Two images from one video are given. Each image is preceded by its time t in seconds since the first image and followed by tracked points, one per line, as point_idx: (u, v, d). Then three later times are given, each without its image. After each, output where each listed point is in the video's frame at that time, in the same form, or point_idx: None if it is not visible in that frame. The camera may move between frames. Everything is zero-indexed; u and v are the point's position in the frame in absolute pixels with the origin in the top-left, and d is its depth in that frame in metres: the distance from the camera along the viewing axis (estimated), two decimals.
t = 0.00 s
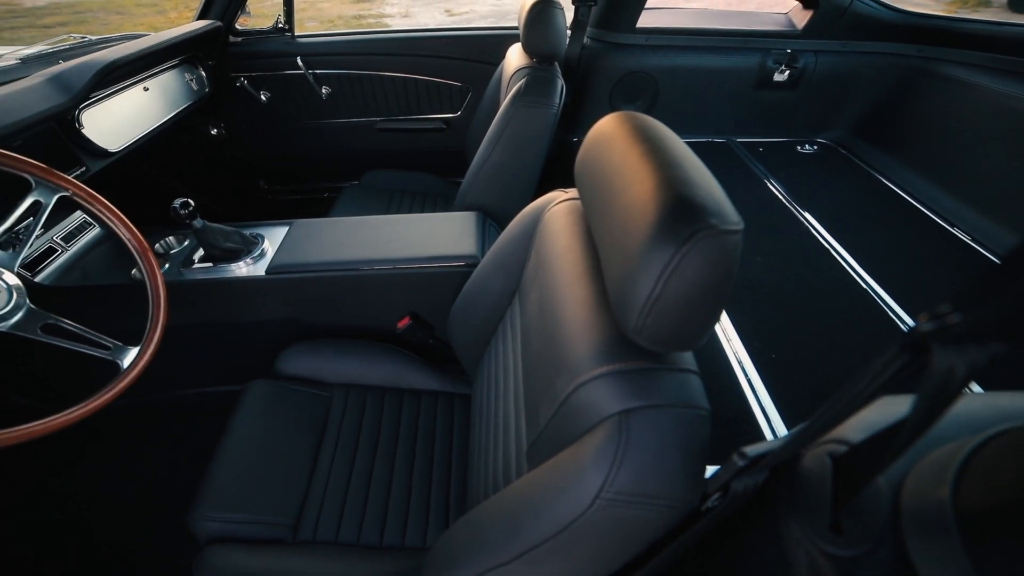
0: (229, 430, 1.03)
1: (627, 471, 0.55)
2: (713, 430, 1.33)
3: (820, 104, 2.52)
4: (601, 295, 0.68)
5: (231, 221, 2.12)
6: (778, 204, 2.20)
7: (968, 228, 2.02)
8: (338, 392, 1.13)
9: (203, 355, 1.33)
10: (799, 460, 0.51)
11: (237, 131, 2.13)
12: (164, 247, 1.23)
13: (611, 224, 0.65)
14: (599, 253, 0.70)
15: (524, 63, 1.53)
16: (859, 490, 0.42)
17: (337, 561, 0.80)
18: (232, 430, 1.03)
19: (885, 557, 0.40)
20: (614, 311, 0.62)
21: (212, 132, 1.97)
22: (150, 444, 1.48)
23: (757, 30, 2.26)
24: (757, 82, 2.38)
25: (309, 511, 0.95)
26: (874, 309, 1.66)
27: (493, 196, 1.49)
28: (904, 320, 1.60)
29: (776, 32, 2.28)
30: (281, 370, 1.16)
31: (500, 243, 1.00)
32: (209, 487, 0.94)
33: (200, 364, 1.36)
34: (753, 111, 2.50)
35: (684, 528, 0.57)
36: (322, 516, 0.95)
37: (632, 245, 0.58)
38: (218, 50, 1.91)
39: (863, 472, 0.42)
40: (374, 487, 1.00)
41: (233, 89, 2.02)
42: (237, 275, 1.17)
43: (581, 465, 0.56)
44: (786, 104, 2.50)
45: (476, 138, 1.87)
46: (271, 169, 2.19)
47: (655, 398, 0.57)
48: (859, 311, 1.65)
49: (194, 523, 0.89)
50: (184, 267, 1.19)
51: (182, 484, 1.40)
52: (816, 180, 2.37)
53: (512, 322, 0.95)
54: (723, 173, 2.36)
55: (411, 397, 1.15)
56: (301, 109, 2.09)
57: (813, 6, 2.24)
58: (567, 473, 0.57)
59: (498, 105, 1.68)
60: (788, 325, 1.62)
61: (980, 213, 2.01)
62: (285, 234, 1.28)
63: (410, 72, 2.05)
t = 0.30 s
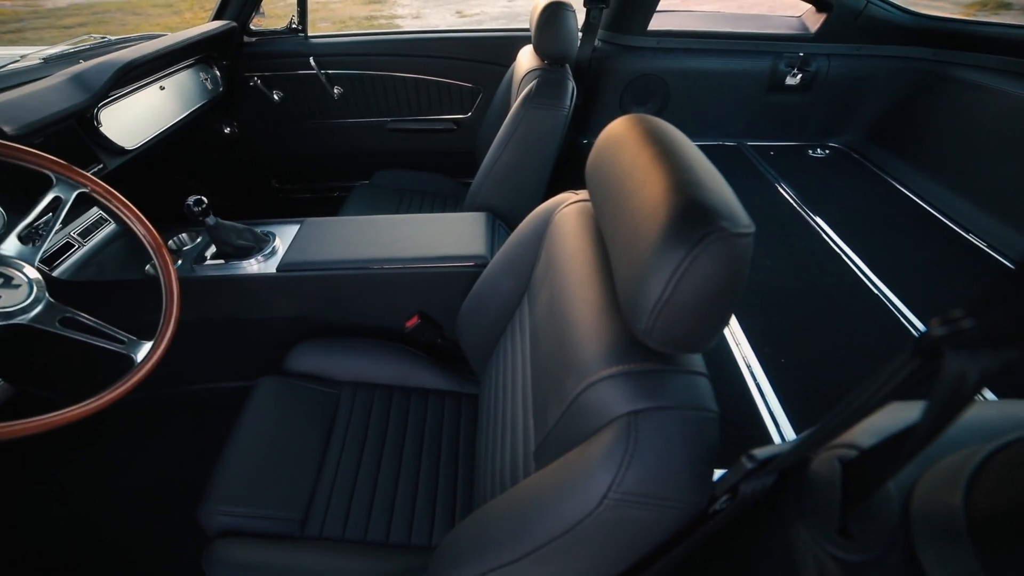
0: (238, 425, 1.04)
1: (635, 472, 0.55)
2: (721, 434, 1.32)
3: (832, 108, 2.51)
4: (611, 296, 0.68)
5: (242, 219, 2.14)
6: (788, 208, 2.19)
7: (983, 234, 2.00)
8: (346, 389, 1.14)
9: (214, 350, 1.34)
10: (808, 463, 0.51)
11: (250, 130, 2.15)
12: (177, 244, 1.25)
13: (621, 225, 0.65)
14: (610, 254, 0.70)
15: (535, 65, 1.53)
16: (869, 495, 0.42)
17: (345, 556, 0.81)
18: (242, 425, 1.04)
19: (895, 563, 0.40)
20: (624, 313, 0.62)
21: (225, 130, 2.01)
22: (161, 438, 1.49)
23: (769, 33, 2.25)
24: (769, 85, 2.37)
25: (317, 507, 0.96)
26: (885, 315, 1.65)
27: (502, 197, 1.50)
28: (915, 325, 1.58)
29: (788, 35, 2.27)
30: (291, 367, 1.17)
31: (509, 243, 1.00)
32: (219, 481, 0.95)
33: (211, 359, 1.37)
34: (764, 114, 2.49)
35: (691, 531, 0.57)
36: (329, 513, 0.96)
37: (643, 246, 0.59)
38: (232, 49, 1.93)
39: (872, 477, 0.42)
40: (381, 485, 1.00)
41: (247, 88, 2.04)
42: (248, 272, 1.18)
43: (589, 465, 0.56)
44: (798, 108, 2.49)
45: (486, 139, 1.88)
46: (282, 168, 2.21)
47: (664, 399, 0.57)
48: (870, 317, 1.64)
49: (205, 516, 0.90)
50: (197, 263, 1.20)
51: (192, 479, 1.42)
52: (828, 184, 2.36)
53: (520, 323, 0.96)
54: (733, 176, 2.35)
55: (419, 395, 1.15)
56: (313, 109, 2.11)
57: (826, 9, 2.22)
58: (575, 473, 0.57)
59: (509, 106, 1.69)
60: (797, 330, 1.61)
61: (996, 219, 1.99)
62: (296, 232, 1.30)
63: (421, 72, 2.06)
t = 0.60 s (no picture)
0: (247, 421, 1.05)
1: (643, 472, 0.54)
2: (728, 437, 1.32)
3: (844, 113, 2.49)
4: (621, 297, 0.68)
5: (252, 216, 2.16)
6: (798, 212, 2.18)
7: (998, 241, 1.97)
8: (353, 386, 1.15)
9: (224, 346, 1.36)
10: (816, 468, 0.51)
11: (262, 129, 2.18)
12: (190, 240, 1.26)
13: (632, 227, 0.65)
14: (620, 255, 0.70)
15: (546, 66, 1.54)
16: (878, 501, 0.42)
17: (352, 552, 0.82)
18: (251, 420, 1.05)
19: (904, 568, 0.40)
20: (634, 314, 0.62)
21: (237, 129, 2.06)
22: (170, 432, 1.51)
23: (782, 37, 2.24)
24: (781, 89, 2.36)
25: (323, 504, 0.96)
26: (896, 321, 1.63)
27: (512, 198, 1.50)
28: (925, 331, 1.57)
29: (801, 39, 2.25)
30: (299, 364, 1.17)
31: (518, 244, 1.00)
32: (228, 475, 0.96)
33: (221, 355, 1.38)
34: (775, 118, 2.48)
35: (698, 533, 0.57)
36: (335, 509, 0.96)
37: (654, 248, 0.59)
38: (246, 49, 1.96)
39: (882, 482, 0.42)
40: (387, 482, 1.01)
41: (259, 87, 2.07)
42: (258, 269, 1.19)
43: (597, 465, 0.56)
44: (810, 112, 2.47)
45: (496, 140, 1.88)
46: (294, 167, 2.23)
47: (673, 401, 0.57)
48: (881, 323, 1.63)
49: (213, 509, 0.91)
50: (208, 260, 1.22)
51: (199, 473, 1.43)
52: (839, 189, 2.34)
53: (528, 323, 0.96)
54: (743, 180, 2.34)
55: (426, 394, 1.15)
56: (324, 108, 2.13)
57: (840, 13, 2.20)
58: (583, 473, 0.57)
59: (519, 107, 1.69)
60: (806, 335, 1.60)
61: (1012, 225, 1.96)
62: (306, 230, 1.31)
63: (432, 73, 2.07)
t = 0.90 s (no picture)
0: (256, 417, 1.06)
1: (651, 473, 0.54)
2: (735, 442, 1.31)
3: (857, 118, 2.47)
4: (630, 298, 0.68)
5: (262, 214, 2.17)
6: (809, 217, 2.16)
7: (1013, 247, 1.95)
8: (361, 384, 1.15)
9: (234, 342, 1.37)
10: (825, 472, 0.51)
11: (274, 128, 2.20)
12: (202, 237, 1.28)
13: (642, 229, 0.65)
14: (629, 257, 0.70)
15: (556, 68, 1.54)
16: (887, 505, 0.42)
17: (359, 548, 0.82)
18: (260, 416, 1.06)
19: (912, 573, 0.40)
20: (644, 315, 0.62)
21: (249, 128, 2.07)
22: (179, 427, 1.53)
23: (794, 40, 2.23)
24: (792, 93, 2.34)
25: (329, 501, 0.97)
26: (907, 327, 1.62)
27: (520, 199, 1.50)
28: (935, 336, 1.56)
29: (814, 42, 2.23)
30: (308, 361, 1.18)
31: (528, 245, 1.00)
32: (237, 469, 0.97)
33: (231, 351, 1.40)
34: (786, 122, 2.47)
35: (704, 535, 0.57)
36: (341, 505, 0.97)
37: (664, 250, 0.59)
38: (259, 49, 1.99)
39: (890, 487, 0.42)
40: (394, 480, 1.02)
41: (272, 87, 2.09)
42: (269, 266, 1.21)
43: (604, 465, 0.56)
44: (822, 116, 2.45)
45: (505, 141, 1.89)
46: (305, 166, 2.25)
47: (681, 402, 0.57)
48: (891, 328, 1.61)
49: (222, 503, 0.92)
50: (220, 257, 1.23)
51: (207, 468, 1.44)
52: (850, 194, 2.32)
53: (536, 324, 0.96)
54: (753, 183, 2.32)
55: (433, 393, 1.16)
56: (336, 108, 2.15)
57: (854, 16, 2.18)
58: (590, 472, 0.57)
59: (529, 109, 1.70)
60: (816, 340, 1.59)
61: None
62: (316, 229, 1.32)
63: (443, 74, 2.07)
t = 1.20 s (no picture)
0: (264, 412, 1.07)
1: (658, 474, 0.54)
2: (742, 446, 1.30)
3: (869, 122, 2.45)
4: (640, 300, 0.68)
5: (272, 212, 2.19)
6: (819, 221, 2.15)
7: None
8: (368, 382, 1.16)
9: (244, 338, 1.38)
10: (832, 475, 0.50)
11: (286, 127, 2.22)
12: (213, 234, 1.29)
13: (652, 230, 0.65)
14: (639, 259, 0.70)
15: (566, 70, 1.54)
16: (896, 510, 0.42)
17: (365, 544, 0.83)
18: (268, 412, 1.07)
19: None
20: (653, 317, 0.62)
21: (261, 127, 2.09)
22: (188, 421, 1.54)
23: (806, 43, 2.21)
24: (804, 96, 2.33)
25: (335, 497, 0.97)
26: (918, 333, 1.60)
27: (529, 200, 1.51)
28: (945, 342, 1.55)
29: (826, 46, 2.21)
30: (316, 358, 1.19)
31: (536, 246, 1.01)
32: (244, 464, 0.98)
33: (240, 347, 1.41)
34: (797, 126, 2.45)
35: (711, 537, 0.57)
36: (347, 501, 0.97)
37: (674, 252, 0.59)
38: (272, 49, 2.01)
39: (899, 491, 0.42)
40: (398, 478, 1.02)
41: (284, 86, 2.11)
42: (279, 264, 1.21)
43: (612, 465, 0.56)
44: (833, 120, 2.44)
45: (515, 142, 1.89)
46: (315, 165, 2.30)
47: (689, 404, 0.57)
48: (902, 334, 1.60)
49: (228, 497, 0.93)
50: (231, 254, 1.24)
51: (214, 462, 1.45)
52: (861, 199, 2.30)
53: (544, 324, 0.96)
54: (763, 187, 2.31)
55: (439, 392, 1.16)
56: (347, 108, 2.16)
57: (867, 20, 2.16)
58: (598, 472, 0.57)
59: (538, 111, 1.70)
60: (825, 345, 1.58)
61: None
62: (326, 227, 1.32)
63: (453, 75, 2.08)
